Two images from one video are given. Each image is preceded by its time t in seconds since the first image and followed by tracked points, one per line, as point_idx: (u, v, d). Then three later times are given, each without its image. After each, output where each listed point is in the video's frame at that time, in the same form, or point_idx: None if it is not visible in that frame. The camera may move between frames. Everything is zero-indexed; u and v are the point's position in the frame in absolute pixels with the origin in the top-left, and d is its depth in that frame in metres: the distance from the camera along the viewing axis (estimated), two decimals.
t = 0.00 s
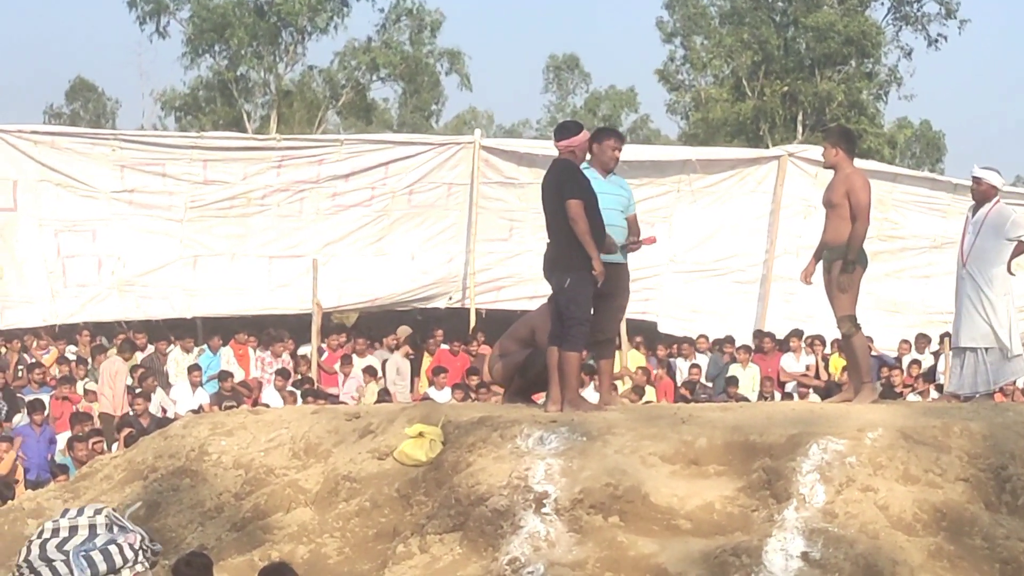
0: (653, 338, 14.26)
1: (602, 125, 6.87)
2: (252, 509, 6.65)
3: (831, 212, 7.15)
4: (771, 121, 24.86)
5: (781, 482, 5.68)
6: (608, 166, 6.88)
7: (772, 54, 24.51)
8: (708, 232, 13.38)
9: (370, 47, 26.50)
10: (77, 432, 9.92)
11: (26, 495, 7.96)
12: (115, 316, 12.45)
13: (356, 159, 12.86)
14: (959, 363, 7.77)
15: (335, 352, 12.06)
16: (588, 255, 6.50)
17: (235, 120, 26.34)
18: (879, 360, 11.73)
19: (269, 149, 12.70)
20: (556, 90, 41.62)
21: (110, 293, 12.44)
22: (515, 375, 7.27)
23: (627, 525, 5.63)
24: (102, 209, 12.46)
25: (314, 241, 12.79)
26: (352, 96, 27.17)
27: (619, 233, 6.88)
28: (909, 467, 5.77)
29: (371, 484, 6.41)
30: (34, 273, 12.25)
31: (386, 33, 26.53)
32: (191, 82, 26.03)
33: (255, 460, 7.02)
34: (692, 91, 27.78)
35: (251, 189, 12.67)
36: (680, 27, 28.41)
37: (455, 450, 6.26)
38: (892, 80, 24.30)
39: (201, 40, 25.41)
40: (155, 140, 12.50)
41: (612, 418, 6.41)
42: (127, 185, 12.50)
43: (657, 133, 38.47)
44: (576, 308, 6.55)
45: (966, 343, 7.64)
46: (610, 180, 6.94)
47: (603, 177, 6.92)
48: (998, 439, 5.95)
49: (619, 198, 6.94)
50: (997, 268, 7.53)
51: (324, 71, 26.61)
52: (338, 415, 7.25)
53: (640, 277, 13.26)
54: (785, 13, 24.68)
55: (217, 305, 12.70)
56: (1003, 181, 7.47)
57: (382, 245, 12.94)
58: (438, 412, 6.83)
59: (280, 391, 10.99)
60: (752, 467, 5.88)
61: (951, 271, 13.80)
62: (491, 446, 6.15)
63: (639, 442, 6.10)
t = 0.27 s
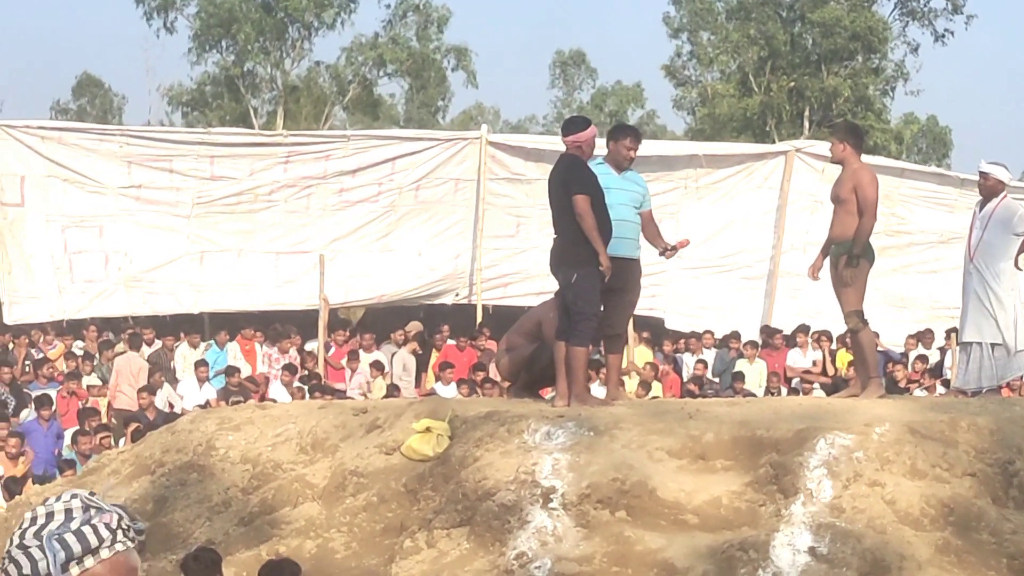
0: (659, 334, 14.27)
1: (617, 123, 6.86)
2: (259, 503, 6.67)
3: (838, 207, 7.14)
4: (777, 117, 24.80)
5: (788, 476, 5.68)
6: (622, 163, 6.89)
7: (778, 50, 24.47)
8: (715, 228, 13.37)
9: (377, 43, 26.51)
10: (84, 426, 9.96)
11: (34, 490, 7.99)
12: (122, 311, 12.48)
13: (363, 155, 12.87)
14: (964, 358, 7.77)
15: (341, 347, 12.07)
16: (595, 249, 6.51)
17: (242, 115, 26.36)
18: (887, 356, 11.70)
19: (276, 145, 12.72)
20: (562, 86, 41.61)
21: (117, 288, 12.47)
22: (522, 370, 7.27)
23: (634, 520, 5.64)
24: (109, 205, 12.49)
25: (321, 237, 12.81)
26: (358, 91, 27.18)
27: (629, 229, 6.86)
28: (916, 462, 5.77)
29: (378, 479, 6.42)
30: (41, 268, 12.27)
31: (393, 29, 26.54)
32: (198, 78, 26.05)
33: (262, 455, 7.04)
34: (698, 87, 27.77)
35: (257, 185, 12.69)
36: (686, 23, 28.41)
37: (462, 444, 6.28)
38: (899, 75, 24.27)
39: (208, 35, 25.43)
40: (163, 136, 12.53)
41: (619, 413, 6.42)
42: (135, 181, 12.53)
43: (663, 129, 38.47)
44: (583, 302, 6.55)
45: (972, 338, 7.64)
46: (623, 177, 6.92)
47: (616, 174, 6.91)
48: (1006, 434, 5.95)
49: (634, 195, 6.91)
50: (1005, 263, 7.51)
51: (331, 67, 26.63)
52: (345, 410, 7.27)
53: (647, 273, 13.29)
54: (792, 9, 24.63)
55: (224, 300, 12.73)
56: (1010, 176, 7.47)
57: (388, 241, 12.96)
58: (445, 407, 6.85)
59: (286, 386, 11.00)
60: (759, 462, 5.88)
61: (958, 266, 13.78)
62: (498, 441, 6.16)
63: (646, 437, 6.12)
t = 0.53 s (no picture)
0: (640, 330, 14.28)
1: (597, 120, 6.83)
2: (239, 500, 6.62)
3: (819, 204, 7.14)
4: (757, 113, 24.95)
5: (769, 473, 5.68)
6: (601, 160, 6.87)
7: (758, 46, 24.44)
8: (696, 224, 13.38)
9: (357, 39, 26.42)
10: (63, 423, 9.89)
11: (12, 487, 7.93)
12: (101, 308, 12.41)
13: (343, 152, 12.81)
14: (943, 354, 7.79)
15: (321, 344, 12.03)
16: (575, 246, 6.49)
17: (222, 112, 26.23)
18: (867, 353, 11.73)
19: (256, 141, 12.65)
20: (542, 82, 41.57)
21: (96, 285, 12.39)
22: (502, 367, 7.25)
23: (615, 517, 5.63)
24: (88, 201, 12.39)
25: (301, 234, 12.76)
26: (339, 88, 27.10)
27: (609, 225, 6.84)
28: (896, 459, 5.77)
29: (358, 475, 6.39)
30: (20, 264, 12.10)
31: (373, 26, 26.46)
32: (177, 74, 25.92)
33: (242, 451, 7.00)
34: (678, 84, 27.80)
35: (237, 182, 12.62)
36: (667, 19, 28.44)
37: (443, 441, 6.25)
38: (878, 72, 24.35)
39: (188, 31, 25.26)
40: (143, 132, 12.46)
41: (600, 410, 6.41)
42: (114, 178, 12.45)
43: (643, 126, 38.52)
44: (563, 298, 6.52)
45: (951, 334, 7.66)
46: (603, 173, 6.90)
47: (596, 171, 6.89)
48: (985, 431, 5.95)
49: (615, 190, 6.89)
50: (984, 260, 7.52)
51: (311, 64, 26.54)
52: (324, 406, 7.23)
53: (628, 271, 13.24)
54: (772, 5, 24.66)
55: (204, 297, 12.65)
56: (990, 173, 7.46)
57: (369, 238, 12.92)
58: (425, 403, 6.81)
59: (267, 381, 10.96)
60: (739, 459, 5.88)
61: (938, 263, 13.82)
62: (478, 437, 6.13)
63: (627, 433, 6.10)
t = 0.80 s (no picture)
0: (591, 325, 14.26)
1: (540, 115, 6.80)
2: (186, 496, 6.53)
3: (765, 199, 7.15)
4: (704, 109, 24.97)
5: (716, 468, 5.67)
6: (544, 155, 6.84)
7: (705, 42, 24.62)
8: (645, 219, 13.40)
9: (305, 34, 26.22)
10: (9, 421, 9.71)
11: None
12: (48, 303, 12.27)
13: (291, 147, 12.69)
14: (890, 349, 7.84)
15: (269, 340, 11.91)
16: (521, 242, 6.46)
17: (169, 107, 25.92)
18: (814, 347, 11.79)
19: (204, 137, 12.52)
20: (491, 77, 41.49)
21: (43, 281, 12.25)
22: (452, 363, 7.21)
23: (562, 512, 5.60)
24: (36, 196, 12.26)
25: (249, 229, 12.61)
26: (287, 83, 26.89)
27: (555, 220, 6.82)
28: (843, 453, 5.77)
29: (307, 471, 6.29)
30: None
31: (321, 20, 26.27)
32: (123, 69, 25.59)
33: (189, 447, 6.87)
34: (626, 78, 27.86)
35: (185, 177, 12.46)
36: (616, 14, 28.47)
37: (391, 437, 6.18)
38: (824, 67, 24.53)
39: (134, 27, 24.89)
40: (90, 128, 12.32)
41: (548, 406, 6.35)
42: (61, 173, 12.31)
43: (592, 121, 38.60)
44: (510, 294, 6.49)
45: (897, 329, 7.70)
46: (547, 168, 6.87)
47: (539, 166, 6.87)
48: (931, 425, 5.95)
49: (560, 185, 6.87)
50: (930, 255, 7.57)
51: (258, 59, 26.33)
52: (272, 402, 7.06)
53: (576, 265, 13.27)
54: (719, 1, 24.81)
55: (152, 293, 12.45)
56: (935, 168, 7.51)
57: (317, 233, 12.78)
58: (373, 399, 6.70)
59: (215, 376, 10.84)
60: (687, 454, 5.86)
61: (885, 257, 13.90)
62: (426, 433, 6.08)
63: (575, 429, 6.04)
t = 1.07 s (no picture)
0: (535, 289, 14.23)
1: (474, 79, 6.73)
2: (127, 465, 6.46)
3: (704, 160, 7.16)
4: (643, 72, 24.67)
5: (657, 431, 5.69)
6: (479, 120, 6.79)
7: (644, 4, 24.61)
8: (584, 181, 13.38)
9: None
10: None
11: None
12: None
13: (230, 114, 12.52)
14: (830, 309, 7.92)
15: (208, 306, 11.67)
16: (460, 207, 6.41)
17: (106, 74, 25.48)
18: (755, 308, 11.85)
19: (141, 104, 12.32)
20: (430, 40, 41.19)
21: None
22: (394, 329, 7.16)
23: (505, 476, 5.59)
24: None
25: (189, 196, 12.42)
26: (224, 49, 26.52)
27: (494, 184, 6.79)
28: (783, 416, 5.81)
29: (248, 439, 6.22)
30: None
31: None
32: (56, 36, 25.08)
33: (130, 417, 6.73)
34: (566, 41, 27.78)
35: (123, 145, 12.25)
36: None
37: (333, 403, 6.06)
38: (762, 29, 24.64)
39: None
40: (26, 95, 12.12)
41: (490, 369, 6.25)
42: None
43: (531, 84, 38.57)
44: (450, 260, 6.45)
45: (837, 290, 7.77)
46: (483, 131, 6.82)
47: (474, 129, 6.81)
48: (871, 385, 5.99)
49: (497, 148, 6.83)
50: (868, 215, 7.63)
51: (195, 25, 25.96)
52: (214, 368, 6.89)
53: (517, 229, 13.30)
54: None
55: (92, 261, 12.30)
56: (874, 129, 7.53)
57: (258, 199, 12.61)
58: (314, 365, 6.47)
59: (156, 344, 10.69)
60: (629, 417, 5.84)
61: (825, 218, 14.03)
62: (368, 399, 5.97)
63: (518, 392, 5.94)
